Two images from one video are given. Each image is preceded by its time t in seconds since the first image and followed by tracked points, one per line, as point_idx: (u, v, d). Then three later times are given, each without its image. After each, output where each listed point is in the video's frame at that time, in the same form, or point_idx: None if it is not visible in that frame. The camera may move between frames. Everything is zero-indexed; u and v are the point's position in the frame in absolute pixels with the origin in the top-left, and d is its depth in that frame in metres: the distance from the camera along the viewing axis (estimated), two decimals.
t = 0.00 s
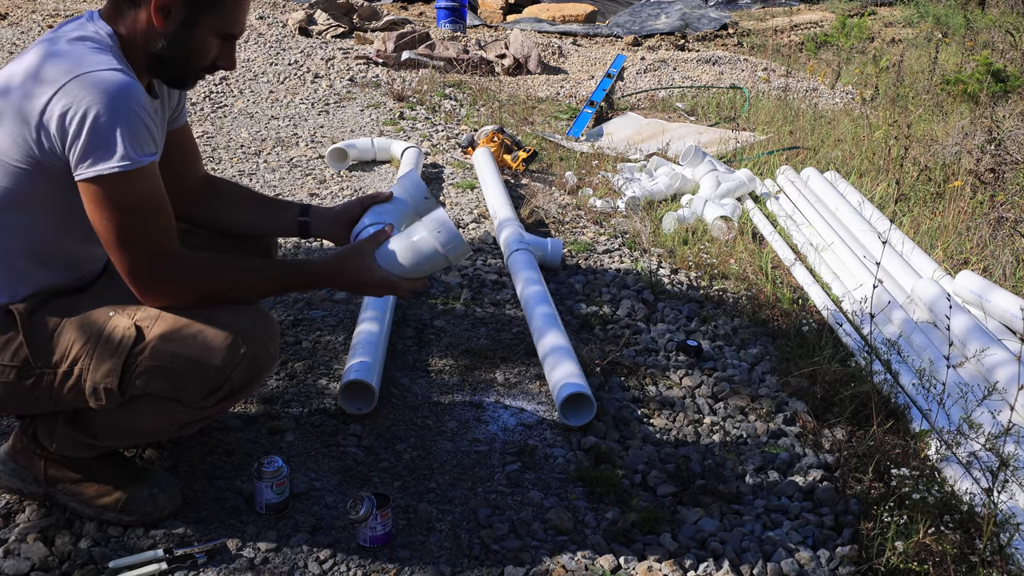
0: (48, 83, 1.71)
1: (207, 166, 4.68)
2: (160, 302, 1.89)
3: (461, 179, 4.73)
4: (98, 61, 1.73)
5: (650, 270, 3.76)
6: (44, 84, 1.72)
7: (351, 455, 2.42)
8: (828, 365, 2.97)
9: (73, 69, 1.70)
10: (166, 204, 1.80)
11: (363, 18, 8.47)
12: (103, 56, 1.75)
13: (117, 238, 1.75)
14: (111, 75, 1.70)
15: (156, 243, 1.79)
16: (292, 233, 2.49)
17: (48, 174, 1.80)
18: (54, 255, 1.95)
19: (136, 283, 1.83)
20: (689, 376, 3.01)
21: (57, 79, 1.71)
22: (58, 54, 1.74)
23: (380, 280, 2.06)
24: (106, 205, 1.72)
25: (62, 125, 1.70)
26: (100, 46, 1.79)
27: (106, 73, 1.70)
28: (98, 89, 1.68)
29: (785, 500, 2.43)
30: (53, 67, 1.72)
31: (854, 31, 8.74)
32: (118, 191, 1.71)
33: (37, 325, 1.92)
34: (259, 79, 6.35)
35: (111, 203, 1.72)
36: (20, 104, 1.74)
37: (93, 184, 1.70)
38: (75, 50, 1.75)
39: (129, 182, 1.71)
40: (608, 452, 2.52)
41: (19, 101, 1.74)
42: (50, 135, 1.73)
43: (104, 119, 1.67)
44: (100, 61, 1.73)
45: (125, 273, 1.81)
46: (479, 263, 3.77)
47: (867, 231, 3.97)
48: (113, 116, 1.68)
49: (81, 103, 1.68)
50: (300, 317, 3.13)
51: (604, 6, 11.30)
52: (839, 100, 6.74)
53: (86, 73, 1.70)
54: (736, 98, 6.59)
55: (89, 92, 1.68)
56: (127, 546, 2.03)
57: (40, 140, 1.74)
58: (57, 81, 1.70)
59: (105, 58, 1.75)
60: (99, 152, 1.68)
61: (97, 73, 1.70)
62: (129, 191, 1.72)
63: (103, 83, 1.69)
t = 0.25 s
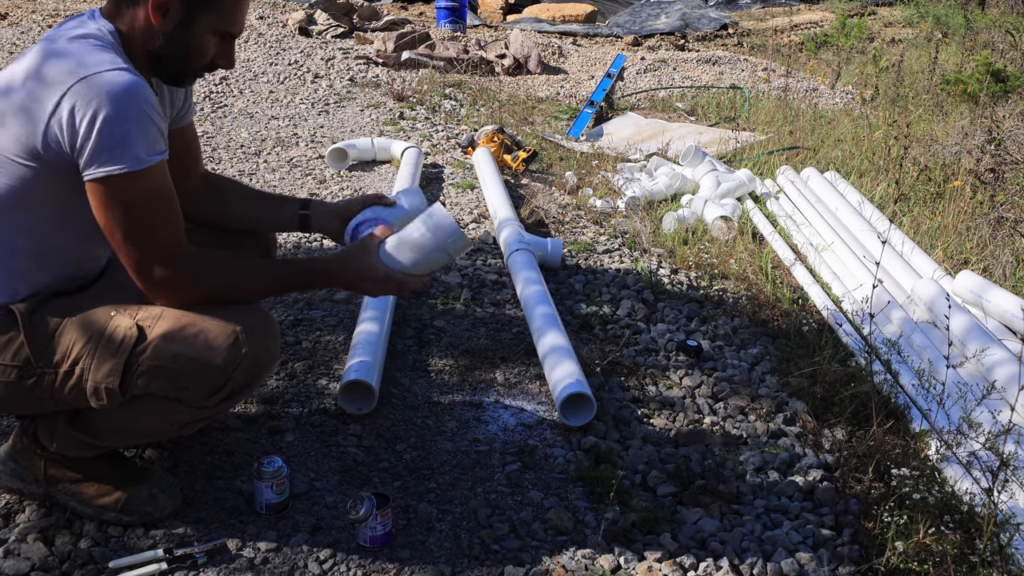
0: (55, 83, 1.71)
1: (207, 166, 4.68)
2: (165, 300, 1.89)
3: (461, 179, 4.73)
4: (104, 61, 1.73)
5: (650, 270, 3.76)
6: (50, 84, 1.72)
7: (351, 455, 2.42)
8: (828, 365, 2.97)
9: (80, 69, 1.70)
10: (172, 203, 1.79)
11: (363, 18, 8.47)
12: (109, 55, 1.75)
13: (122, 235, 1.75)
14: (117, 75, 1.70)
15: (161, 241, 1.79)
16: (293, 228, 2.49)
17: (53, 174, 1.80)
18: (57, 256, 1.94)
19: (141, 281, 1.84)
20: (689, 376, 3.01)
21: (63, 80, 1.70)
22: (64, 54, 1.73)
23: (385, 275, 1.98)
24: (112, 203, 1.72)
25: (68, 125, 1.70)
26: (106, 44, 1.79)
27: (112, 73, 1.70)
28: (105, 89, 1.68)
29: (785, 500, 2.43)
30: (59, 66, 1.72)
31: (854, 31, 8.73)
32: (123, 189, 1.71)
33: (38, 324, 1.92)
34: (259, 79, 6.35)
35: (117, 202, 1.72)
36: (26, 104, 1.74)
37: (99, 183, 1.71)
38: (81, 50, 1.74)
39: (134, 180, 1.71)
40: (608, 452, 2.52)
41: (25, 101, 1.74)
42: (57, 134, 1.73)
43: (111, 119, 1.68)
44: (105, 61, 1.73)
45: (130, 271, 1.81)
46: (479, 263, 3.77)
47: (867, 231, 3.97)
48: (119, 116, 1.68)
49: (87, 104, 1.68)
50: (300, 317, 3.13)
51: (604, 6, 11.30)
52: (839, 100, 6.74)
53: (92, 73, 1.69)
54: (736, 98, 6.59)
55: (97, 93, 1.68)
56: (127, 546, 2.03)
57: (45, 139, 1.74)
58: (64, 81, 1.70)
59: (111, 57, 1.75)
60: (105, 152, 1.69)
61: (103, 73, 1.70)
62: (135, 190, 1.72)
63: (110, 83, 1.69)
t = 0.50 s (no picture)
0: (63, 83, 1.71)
1: (207, 165, 4.68)
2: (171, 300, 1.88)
3: (461, 179, 4.73)
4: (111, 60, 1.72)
5: (650, 270, 3.76)
6: (57, 84, 1.71)
7: (351, 456, 2.42)
8: (828, 365, 2.97)
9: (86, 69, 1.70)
10: (176, 201, 1.79)
11: (363, 18, 8.47)
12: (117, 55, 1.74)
13: (128, 235, 1.75)
14: (125, 74, 1.69)
15: (167, 240, 1.79)
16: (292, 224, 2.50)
17: (64, 174, 1.80)
18: (68, 253, 1.95)
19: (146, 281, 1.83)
20: (689, 376, 3.01)
21: (71, 79, 1.70)
22: (72, 54, 1.73)
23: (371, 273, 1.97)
24: (117, 203, 1.71)
25: (76, 125, 1.70)
26: (115, 44, 1.78)
27: (119, 72, 1.69)
28: (112, 89, 1.68)
29: (785, 500, 2.43)
30: (67, 66, 1.72)
31: (854, 31, 8.73)
32: (129, 188, 1.70)
33: (43, 321, 1.92)
34: (259, 79, 6.35)
35: (122, 201, 1.71)
36: (34, 104, 1.74)
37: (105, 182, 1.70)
38: (89, 49, 1.74)
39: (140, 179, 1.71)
40: (608, 452, 2.52)
41: (34, 102, 1.74)
42: (65, 135, 1.72)
43: (118, 118, 1.67)
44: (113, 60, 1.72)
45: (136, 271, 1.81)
46: (479, 263, 3.77)
47: (867, 231, 3.97)
48: (128, 117, 1.68)
49: (95, 104, 1.68)
50: (300, 317, 3.13)
51: (604, 6, 11.30)
52: (839, 100, 6.74)
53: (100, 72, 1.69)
54: (736, 98, 6.59)
55: (104, 92, 1.67)
56: (127, 546, 2.03)
57: (54, 138, 1.74)
58: (71, 81, 1.70)
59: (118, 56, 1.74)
60: (113, 152, 1.68)
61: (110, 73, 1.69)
62: (140, 188, 1.71)
63: (117, 82, 1.68)
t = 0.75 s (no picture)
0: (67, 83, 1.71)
1: (207, 166, 4.68)
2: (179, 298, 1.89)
3: (461, 179, 4.73)
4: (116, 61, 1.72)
5: (650, 270, 3.76)
6: (61, 84, 1.72)
7: (352, 455, 2.42)
8: (828, 365, 2.97)
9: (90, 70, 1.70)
10: (184, 201, 1.78)
11: (363, 18, 8.47)
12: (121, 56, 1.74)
13: (134, 234, 1.75)
14: (128, 75, 1.69)
15: (172, 240, 1.78)
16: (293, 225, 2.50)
17: (66, 172, 1.81)
18: (67, 252, 1.95)
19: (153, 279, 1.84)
20: (689, 376, 3.01)
21: (75, 79, 1.70)
22: (76, 54, 1.73)
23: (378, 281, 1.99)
24: (123, 202, 1.72)
25: (79, 123, 1.70)
26: (119, 45, 1.78)
27: (123, 73, 1.69)
28: (115, 90, 1.68)
29: (785, 500, 2.43)
30: (71, 67, 1.72)
31: (854, 31, 8.73)
32: (134, 187, 1.70)
33: (44, 321, 1.92)
34: (259, 79, 6.35)
35: (127, 200, 1.71)
36: (37, 103, 1.74)
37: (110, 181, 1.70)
38: (93, 49, 1.74)
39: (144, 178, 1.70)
40: (608, 453, 2.52)
41: (37, 101, 1.74)
42: (68, 133, 1.73)
43: (121, 119, 1.67)
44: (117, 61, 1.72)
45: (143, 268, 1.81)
46: (479, 263, 3.77)
47: (867, 231, 3.97)
48: (132, 116, 1.67)
49: (98, 104, 1.68)
50: (300, 317, 3.13)
51: (604, 6, 11.29)
52: (839, 100, 6.74)
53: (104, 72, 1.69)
54: (736, 98, 6.59)
55: (107, 93, 1.67)
56: (127, 546, 2.03)
57: (57, 136, 1.74)
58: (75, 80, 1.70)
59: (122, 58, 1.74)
60: (116, 151, 1.68)
61: (114, 74, 1.69)
62: (145, 188, 1.71)
63: (121, 83, 1.68)
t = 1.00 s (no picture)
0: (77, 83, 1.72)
1: (207, 165, 4.68)
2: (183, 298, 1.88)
3: (461, 179, 4.73)
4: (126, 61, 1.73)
5: (650, 270, 3.76)
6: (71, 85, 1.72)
7: (351, 455, 2.43)
8: (828, 365, 2.97)
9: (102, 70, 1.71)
10: (191, 200, 1.79)
11: (363, 18, 8.47)
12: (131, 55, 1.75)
13: (141, 234, 1.75)
14: (140, 74, 1.70)
15: (180, 240, 1.78)
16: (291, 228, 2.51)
17: (76, 172, 1.81)
18: (72, 252, 1.95)
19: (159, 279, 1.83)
20: (689, 376, 3.02)
21: (86, 79, 1.71)
22: (85, 55, 1.74)
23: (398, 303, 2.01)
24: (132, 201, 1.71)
25: (91, 122, 1.70)
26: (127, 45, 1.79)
27: (135, 73, 1.70)
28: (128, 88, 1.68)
29: (785, 500, 2.43)
30: (81, 67, 1.72)
31: (854, 31, 8.73)
32: (143, 187, 1.70)
33: (47, 321, 1.92)
34: (259, 79, 6.35)
35: (136, 199, 1.71)
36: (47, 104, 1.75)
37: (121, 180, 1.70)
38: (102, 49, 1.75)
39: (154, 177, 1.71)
40: (608, 453, 2.52)
41: (47, 101, 1.75)
42: (80, 134, 1.73)
43: (132, 117, 1.68)
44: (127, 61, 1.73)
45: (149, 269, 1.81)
46: (479, 263, 3.77)
47: (867, 231, 3.97)
48: (145, 114, 1.68)
49: (109, 103, 1.68)
50: (300, 317, 3.13)
51: (604, 6, 11.29)
52: (839, 100, 6.74)
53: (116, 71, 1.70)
54: (736, 98, 6.59)
55: (119, 91, 1.68)
56: (127, 546, 2.03)
57: (67, 136, 1.75)
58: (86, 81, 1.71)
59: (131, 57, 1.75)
60: (128, 149, 1.68)
61: (125, 73, 1.70)
62: (155, 186, 1.71)
63: (133, 82, 1.69)
